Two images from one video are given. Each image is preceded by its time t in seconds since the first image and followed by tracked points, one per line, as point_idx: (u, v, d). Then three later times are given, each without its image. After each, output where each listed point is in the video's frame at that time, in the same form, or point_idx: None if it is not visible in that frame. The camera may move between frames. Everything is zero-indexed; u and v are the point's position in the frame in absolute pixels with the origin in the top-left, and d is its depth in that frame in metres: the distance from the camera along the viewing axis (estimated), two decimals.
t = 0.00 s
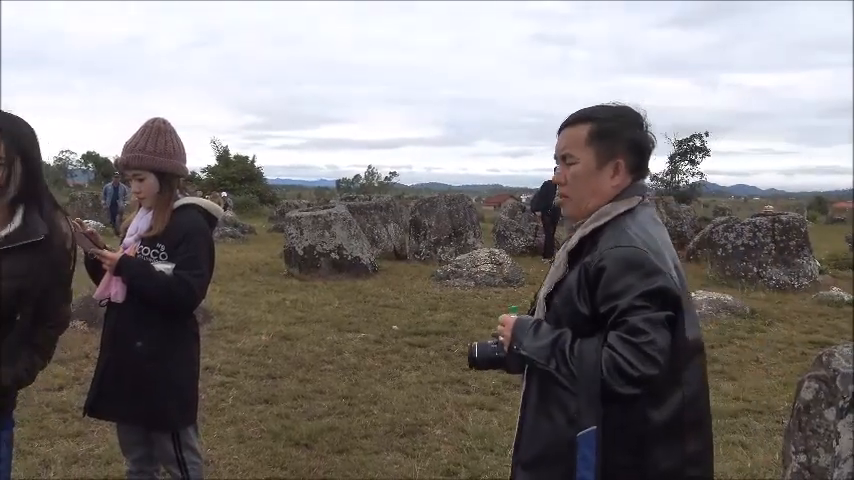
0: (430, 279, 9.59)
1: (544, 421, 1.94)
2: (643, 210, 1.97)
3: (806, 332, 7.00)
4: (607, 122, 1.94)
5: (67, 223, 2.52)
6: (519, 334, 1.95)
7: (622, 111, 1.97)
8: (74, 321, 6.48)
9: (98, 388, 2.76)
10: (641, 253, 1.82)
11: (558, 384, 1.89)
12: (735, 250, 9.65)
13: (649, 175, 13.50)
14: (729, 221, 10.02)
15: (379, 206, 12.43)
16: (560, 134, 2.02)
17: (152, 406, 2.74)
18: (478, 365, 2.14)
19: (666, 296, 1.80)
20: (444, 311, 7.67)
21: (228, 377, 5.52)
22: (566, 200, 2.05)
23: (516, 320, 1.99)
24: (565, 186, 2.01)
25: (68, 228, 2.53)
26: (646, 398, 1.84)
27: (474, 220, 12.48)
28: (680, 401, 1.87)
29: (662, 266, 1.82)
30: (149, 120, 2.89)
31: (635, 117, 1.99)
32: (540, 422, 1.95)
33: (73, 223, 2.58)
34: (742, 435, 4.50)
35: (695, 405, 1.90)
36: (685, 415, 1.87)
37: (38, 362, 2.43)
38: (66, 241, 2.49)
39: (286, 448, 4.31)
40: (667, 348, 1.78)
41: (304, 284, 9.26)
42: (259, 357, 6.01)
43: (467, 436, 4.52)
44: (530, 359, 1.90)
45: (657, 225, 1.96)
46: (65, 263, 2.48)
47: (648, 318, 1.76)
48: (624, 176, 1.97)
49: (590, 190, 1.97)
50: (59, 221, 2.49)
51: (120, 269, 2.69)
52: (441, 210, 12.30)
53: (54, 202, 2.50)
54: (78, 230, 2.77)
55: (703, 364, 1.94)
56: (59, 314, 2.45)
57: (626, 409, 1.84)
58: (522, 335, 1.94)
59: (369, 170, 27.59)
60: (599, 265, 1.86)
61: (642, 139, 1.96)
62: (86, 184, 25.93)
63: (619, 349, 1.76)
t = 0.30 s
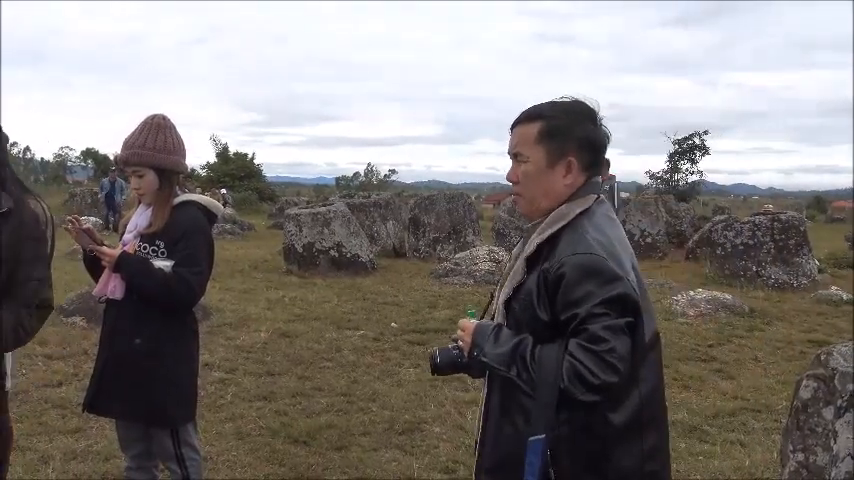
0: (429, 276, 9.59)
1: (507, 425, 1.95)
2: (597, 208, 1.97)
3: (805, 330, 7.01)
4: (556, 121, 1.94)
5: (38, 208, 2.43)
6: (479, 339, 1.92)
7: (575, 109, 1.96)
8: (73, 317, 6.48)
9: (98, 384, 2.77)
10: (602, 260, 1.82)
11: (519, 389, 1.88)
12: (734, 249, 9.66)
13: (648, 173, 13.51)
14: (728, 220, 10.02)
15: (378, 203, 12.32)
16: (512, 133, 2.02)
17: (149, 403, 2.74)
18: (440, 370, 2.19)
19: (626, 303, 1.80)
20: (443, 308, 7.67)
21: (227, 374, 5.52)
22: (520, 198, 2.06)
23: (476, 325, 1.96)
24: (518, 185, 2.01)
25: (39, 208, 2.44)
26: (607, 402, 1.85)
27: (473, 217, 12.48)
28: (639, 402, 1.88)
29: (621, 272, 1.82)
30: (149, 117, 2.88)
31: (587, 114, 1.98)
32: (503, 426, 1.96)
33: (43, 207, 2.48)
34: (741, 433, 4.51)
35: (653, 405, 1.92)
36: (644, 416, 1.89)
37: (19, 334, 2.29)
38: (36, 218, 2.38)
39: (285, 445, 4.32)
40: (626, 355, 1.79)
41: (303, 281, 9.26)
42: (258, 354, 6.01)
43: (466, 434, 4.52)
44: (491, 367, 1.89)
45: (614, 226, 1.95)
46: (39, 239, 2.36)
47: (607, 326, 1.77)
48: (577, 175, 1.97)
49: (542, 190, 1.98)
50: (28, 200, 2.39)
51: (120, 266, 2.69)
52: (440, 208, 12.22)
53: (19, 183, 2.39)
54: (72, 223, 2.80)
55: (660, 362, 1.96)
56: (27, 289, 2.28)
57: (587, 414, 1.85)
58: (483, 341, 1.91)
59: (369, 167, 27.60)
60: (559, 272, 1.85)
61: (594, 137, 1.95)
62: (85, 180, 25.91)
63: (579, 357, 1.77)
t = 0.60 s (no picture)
0: (427, 275, 9.59)
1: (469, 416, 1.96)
2: (567, 203, 1.98)
3: (802, 330, 7.02)
4: (531, 112, 1.94)
5: None
6: (443, 330, 1.92)
7: (550, 100, 1.95)
8: (71, 316, 6.47)
9: (95, 385, 2.76)
10: (567, 259, 1.82)
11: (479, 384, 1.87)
12: (732, 249, 9.66)
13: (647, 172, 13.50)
14: (726, 220, 10.03)
15: (377, 203, 12.30)
16: (486, 121, 2.02)
17: (146, 402, 2.73)
18: (404, 357, 2.11)
19: (590, 303, 1.80)
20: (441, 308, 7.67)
21: (225, 373, 5.52)
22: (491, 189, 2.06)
23: (441, 315, 1.96)
24: (490, 175, 2.01)
25: None
26: (566, 400, 1.85)
27: (472, 216, 12.47)
28: (599, 401, 1.90)
29: (586, 272, 1.81)
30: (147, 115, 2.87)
31: (564, 105, 1.97)
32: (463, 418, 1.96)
33: None
34: (738, 432, 4.52)
35: (614, 404, 1.93)
36: (604, 414, 1.91)
37: None
38: None
39: (283, 444, 4.32)
40: (587, 355, 1.79)
41: (301, 280, 9.25)
42: (256, 353, 6.00)
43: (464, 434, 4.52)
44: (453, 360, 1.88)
45: (582, 222, 1.96)
46: None
47: (570, 326, 1.76)
48: (549, 167, 1.97)
49: (514, 181, 1.98)
50: None
51: (116, 266, 2.68)
52: (439, 207, 12.25)
53: None
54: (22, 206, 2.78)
55: (623, 361, 1.97)
56: None
57: (546, 412, 1.85)
58: (446, 332, 1.91)
59: (368, 166, 27.58)
60: (524, 268, 1.84)
61: (568, 129, 1.95)
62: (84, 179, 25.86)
63: (540, 356, 1.76)
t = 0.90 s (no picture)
0: (426, 276, 9.59)
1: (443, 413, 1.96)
2: (545, 201, 1.99)
3: (801, 331, 7.02)
4: (507, 111, 1.94)
5: None
6: (419, 326, 1.91)
7: (525, 99, 1.96)
8: (70, 317, 6.47)
9: (94, 386, 2.76)
10: (538, 256, 1.81)
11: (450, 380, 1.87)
12: (731, 249, 9.67)
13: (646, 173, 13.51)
14: (725, 221, 10.03)
15: (376, 203, 12.30)
16: (464, 122, 2.02)
17: (144, 403, 2.73)
18: (384, 354, 2.11)
19: (560, 300, 1.78)
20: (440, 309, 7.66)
21: (224, 374, 5.52)
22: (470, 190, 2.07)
23: (417, 311, 1.95)
24: (470, 176, 2.02)
25: None
26: (538, 398, 1.86)
27: (471, 217, 12.47)
28: (572, 400, 1.90)
29: (558, 269, 1.80)
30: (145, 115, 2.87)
31: (539, 103, 1.97)
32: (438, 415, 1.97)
33: None
34: (737, 433, 4.52)
35: (587, 403, 1.93)
36: (576, 413, 1.90)
37: None
38: None
39: (282, 445, 4.31)
40: (557, 352, 1.78)
41: (300, 280, 9.25)
42: (255, 354, 6.00)
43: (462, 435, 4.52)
44: (425, 355, 1.87)
45: (559, 220, 1.96)
46: None
47: (539, 322, 1.75)
48: (527, 166, 1.97)
49: (492, 182, 1.98)
50: None
51: (115, 266, 2.67)
52: (438, 207, 12.26)
53: None
54: (15, 212, 2.84)
55: (597, 361, 1.97)
56: None
57: (517, 409, 1.85)
58: (420, 328, 1.90)
59: (367, 167, 27.58)
60: (496, 265, 1.85)
61: (544, 127, 1.95)
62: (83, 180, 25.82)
63: (509, 352, 1.75)
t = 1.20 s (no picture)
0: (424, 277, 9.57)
1: (422, 408, 1.99)
2: (519, 199, 2.01)
3: (798, 332, 7.02)
4: (481, 112, 1.96)
5: None
6: (396, 322, 1.93)
7: (498, 99, 1.98)
8: (66, 316, 6.46)
9: (90, 386, 2.75)
10: (515, 248, 1.86)
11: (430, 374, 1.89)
12: (728, 251, 9.68)
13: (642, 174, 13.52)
14: (722, 222, 10.05)
15: (374, 203, 12.28)
16: (438, 123, 2.03)
17: (139, 403, 2.72)
18: (359, 352, 2.09)
19: (536, 291, 1.84)
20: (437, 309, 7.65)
21: (221, 374, 5.51)
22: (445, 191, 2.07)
23: (394, 308, 1.97)
24: (445, 176, 2.02)
25: None
26: (516, 389, 1.89)
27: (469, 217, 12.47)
28: (550, 391, 1.94)
29: (533, 261, 1.86)
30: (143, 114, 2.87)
31: (510, 104, 2.00)
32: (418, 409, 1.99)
33: None
34: (733, 434, 4.52)
35: (563, 394, 1.97)
36: (554, 404, 1.94)
37: None
38: None
39: (278, 445, 4.31)
40: (534, 342, 1.82)
41: (298, 281, 9.24)
42: (252, 354, 5.99)
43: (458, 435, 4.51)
44: (404, 350, 1.89)
45: (532, 216, 1.99)
46: None
47: (517, 312, 1.80)
48: (501, 164, 1.99)
49: (468, 180, 1.99)
50: None
51: (112, 265, 2.66)
52: (436, 208, 12.25)
53: None
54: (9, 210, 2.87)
55: (573, 354, 2.01)
56: None
57: (497, 400, 1.88)
58: (399, 324, 1.93)
59: (364, 168, 27.57)
60: (474, 259, 1.88)
61: (517, 127, 1.98)
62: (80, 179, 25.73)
63: (489, 342, 1.79)
